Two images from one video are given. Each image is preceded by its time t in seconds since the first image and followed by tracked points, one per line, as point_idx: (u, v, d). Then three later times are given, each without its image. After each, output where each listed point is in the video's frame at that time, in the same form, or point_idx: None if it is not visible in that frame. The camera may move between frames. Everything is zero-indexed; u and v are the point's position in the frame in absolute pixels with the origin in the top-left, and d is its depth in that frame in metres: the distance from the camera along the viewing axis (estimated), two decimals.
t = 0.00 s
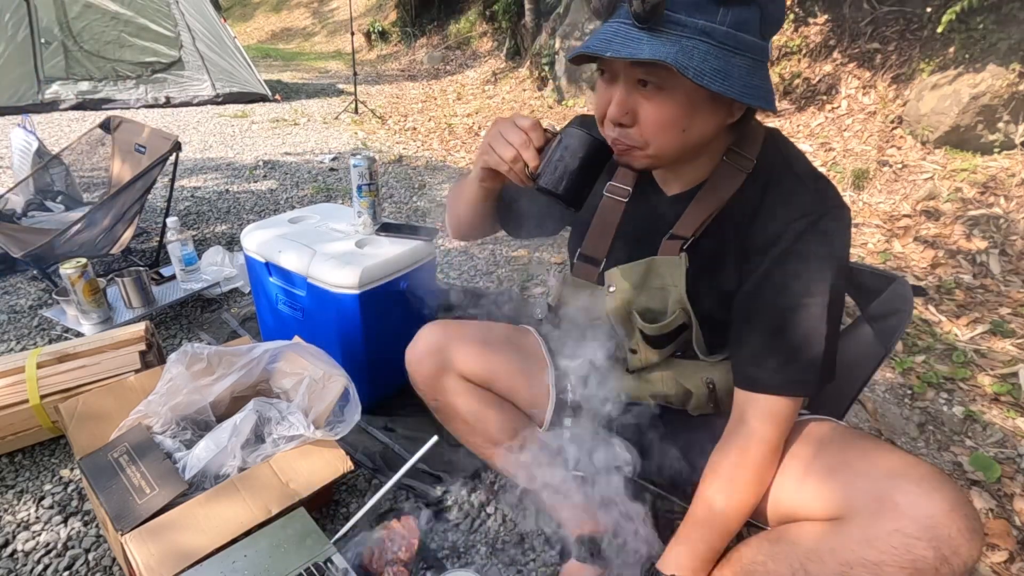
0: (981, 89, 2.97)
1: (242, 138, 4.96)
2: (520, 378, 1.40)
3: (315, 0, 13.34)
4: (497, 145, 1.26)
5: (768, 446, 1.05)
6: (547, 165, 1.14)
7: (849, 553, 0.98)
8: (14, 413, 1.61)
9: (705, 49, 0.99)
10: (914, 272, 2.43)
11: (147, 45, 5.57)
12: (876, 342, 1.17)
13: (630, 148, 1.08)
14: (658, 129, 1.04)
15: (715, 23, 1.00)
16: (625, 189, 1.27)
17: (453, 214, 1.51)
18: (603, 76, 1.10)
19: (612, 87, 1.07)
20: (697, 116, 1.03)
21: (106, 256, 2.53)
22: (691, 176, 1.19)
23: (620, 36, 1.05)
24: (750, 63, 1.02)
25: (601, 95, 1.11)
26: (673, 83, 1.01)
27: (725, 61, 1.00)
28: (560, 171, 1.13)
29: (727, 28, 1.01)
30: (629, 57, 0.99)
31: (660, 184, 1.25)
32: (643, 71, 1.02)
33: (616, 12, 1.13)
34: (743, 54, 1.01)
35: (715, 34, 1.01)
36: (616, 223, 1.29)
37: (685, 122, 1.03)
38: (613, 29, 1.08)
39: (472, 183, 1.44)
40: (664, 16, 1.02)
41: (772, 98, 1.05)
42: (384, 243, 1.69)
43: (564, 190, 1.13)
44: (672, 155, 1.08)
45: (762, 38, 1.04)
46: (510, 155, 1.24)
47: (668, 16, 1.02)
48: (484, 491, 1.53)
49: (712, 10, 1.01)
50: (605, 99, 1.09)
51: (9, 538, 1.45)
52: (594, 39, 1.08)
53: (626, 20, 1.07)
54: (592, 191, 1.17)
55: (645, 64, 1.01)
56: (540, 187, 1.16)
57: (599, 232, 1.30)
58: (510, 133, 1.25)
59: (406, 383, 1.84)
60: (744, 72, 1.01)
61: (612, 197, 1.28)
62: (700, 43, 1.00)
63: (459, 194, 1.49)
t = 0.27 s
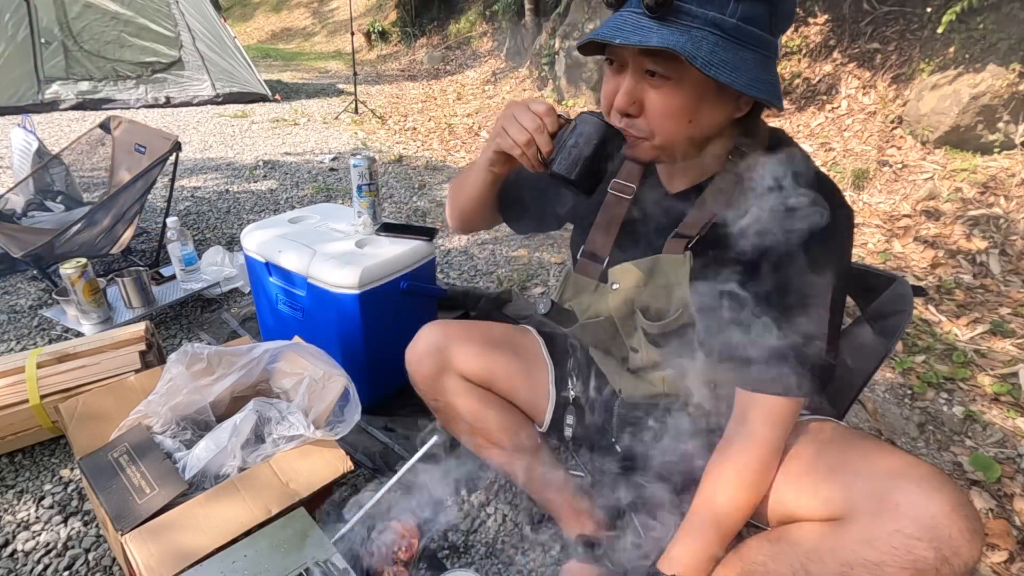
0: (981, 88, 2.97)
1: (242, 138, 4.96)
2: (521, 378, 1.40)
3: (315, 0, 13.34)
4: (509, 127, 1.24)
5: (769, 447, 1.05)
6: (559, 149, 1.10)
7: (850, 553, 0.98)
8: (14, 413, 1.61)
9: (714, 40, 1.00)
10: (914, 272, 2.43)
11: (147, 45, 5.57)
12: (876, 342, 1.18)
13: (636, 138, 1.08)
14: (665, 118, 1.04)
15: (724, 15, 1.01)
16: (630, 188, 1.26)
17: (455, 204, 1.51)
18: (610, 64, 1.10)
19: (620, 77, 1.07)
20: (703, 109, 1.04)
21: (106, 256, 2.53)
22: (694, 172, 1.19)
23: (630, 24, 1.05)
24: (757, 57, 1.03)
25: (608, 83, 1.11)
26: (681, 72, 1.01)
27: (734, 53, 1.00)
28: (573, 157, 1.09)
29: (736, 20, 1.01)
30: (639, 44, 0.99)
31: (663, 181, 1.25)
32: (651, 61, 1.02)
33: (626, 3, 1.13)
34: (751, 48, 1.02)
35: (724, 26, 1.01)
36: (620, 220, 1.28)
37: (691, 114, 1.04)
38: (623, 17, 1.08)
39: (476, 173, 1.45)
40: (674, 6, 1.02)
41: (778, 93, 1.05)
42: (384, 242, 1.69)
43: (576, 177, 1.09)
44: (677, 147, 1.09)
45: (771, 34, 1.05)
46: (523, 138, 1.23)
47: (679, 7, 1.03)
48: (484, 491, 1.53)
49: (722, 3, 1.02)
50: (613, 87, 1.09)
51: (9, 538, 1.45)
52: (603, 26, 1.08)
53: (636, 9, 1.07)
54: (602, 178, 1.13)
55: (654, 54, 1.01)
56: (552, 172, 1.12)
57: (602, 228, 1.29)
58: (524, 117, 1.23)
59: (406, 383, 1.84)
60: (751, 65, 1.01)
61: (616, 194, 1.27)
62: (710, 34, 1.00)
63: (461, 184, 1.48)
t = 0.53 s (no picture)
0: (981, 89, 2.97)
1: (242, 138, 4.96)
2: (519, 378, 1.40)
3: None
4: (523, 110, 1.26)
5: (770, 447, 1.05)
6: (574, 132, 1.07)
7: (851, 554, 0.98)
8: (14, 413, 1.61)
9: (723, 35, 0.99)
10: (914, 272, 2.43)
11: (147, 45, 5.57)
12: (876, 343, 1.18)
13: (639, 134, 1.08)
14: (670, 112, 1.04)
15: (734, 10, 1.01)
16: (633, 185, 1.28)
17: (456, 195, 1.53)
18: (619, 57, 1.10)
19: (627, 70, 1.07)
20: (709, 105, 1.04)
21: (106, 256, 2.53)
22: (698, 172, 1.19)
23: (640, 15, 1.04)
24: (764, 54, 1.03)
25: (615, 77, 1.10)
26: (689, 66, 1.01)
27: (742, 49, 1.00)
28: (587, 141, 1.05)
29: (745, 15, 1.01)
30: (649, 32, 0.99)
31: (666, 182, 1.25)
32: (660, 54, 1.02)
33: None
34: (758, 44, 1.02)
35: (733, 21, 1.01)
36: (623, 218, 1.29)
37: (697, 109, 1.04)
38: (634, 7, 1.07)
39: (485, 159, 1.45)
40: None
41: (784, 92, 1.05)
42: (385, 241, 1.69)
43: (590, 161, 1.05)
44: (681, 143, 1.09)
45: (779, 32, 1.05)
46: (536, 120, 1.24)
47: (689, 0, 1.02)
48: (484, 491, 1.53)
49: None
50: (620, 81, 1.08)
51: (9, 538, 1.45)
52: (614, 17, 1.08)
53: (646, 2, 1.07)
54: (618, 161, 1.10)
55: (663, 46, 1.01)
56: (568, 156, 1.10)
57: (606, 225, 1.31)
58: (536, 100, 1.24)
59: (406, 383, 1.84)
60: (758, 61, 1.01)
61: (619, 192, 1.28)
62: (719, 28, 1.00)
63: (462, 177, 1.51)
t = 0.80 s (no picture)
0: (981, 88, 2.97)
1: (242, 138, 4.96)
2: (519, 378, 1.40)
3: None
4: (527, 110, 1.27)
5: (771, 446, 1.05)
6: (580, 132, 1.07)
7: (851, 554, 0.98)
8: (14, 413, 1.61)
9: (731, 30, 0.99)
10: (914, 272, 2.43)
11: (147, 45, 5.57)
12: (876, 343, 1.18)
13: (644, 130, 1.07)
14: (675, 107, 1.03)
15: (742, 5, 1.01)
16: (637, 183, 1.28)
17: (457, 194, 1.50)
18: (623, 53, 1.10)
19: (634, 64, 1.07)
20: (715, 101, 1.03)
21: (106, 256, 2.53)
22: (702, 170, 1.20)
23: (649, 9, 1.04)
24: (771, 50, 1.03)
25: (620, 72, 1.10)
26: (697, 59, 1.01)
27: (750, 43, 1.00)
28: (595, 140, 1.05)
29: (753, 10, 1.02)
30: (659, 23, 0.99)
31: (671, 181, 1.26)
32: (668, 47, 1.01)
33: None
34: (765, 40, 1.02)
35: (741, 16, 1.01)
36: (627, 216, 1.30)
37: (703, 105, 1.03)
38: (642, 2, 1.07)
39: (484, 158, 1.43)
40: None
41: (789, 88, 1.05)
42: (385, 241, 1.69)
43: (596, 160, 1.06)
44: (685, 140, 1.08)
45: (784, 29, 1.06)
46: (542, 120, 1.25)
47: None
48: (484, 491, 1.53)
49: None
50: (625, 75, 1.08)
51: (9, 538, 1.45)
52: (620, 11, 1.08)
53: None
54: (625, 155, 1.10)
55: (672, 39, 1.01)
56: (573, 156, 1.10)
57: (611, 223, 1.32)
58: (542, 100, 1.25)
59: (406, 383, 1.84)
60: (765, 56, 1.01)
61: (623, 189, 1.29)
62: (728, 22, 1.00)
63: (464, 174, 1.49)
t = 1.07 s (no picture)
0: (981, 88, 2.97)
1: (242, 138, 4.96)
2: (519, 377, 1.40)
3: None
4: (515, 135, 1.30)
5: (770, 445, 1.05)
6: (568, 159, 1.23)
7: (852, 554, 0.98)
8: (13, 413, 1.61)
9: (737, 35, 0.99)
10: (914, 272, 2.43)
11: (147, 45, 5.57)
12: (876, 342, 1.19)
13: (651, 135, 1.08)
14: (684, 113, 1.03)
15: (746, 8, 1.01)
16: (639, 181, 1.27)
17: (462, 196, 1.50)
18: (626, 60, 1.10)
19: (638, 70, 1.06)
20: (723, 104, 1.03)
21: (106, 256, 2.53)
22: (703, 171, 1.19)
23: (653, 15, 1.03)
24: (775, 52, 1.03)
25: (623, 80, 1.10)
26: (703, 66, 1.00)
27: (755, 47, 1.00)
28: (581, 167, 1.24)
29: (757, 13, 1.01)
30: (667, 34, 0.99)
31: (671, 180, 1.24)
32: (676, 55, 1.01)
33: None
34: (770, 41, 1.02)
35: (746, 20, 1.01)
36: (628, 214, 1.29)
37: (711, 109, 1.03)
38: (644, 7, 1.06)
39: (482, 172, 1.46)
40: None
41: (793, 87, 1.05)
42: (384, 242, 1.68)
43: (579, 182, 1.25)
44: (691, 143, 1.08)
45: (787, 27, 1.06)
46: (530, 145, 1.29)
47: None
48: (484, 491, 1.53)
49: None
50: (630, 81, 1.08)
51: (9, 537, 1.45)
52: (622, 19, 1.07)
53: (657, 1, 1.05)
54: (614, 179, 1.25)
55: (680, 46, 1.00)
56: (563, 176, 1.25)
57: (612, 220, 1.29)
58: (530, 126, 1.30)
59: (406, 383, 1.84)
60: (771, 58, 1.01)
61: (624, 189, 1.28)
62: (733, 27, 0.99)
63: (468, 178, 1.49)
